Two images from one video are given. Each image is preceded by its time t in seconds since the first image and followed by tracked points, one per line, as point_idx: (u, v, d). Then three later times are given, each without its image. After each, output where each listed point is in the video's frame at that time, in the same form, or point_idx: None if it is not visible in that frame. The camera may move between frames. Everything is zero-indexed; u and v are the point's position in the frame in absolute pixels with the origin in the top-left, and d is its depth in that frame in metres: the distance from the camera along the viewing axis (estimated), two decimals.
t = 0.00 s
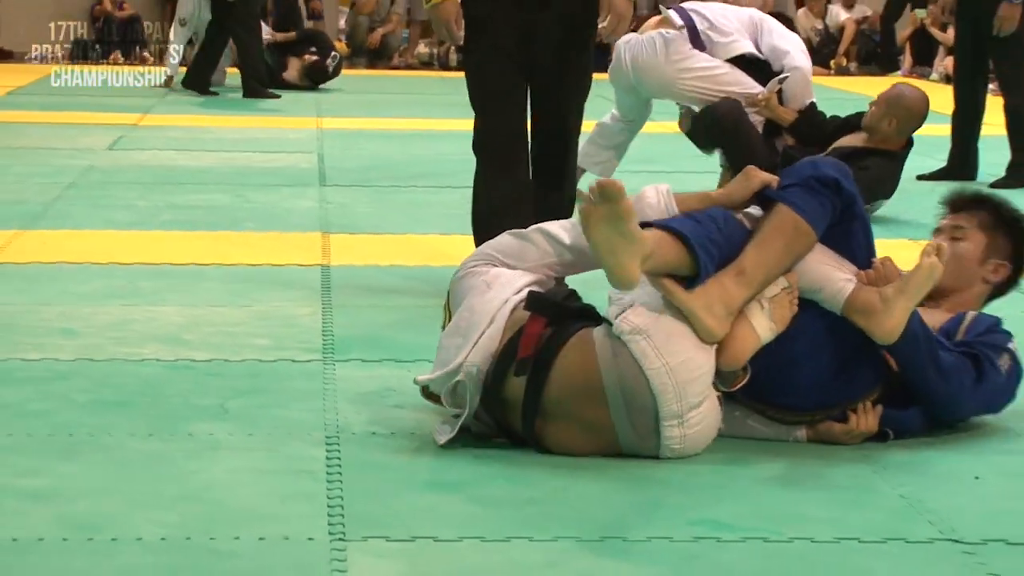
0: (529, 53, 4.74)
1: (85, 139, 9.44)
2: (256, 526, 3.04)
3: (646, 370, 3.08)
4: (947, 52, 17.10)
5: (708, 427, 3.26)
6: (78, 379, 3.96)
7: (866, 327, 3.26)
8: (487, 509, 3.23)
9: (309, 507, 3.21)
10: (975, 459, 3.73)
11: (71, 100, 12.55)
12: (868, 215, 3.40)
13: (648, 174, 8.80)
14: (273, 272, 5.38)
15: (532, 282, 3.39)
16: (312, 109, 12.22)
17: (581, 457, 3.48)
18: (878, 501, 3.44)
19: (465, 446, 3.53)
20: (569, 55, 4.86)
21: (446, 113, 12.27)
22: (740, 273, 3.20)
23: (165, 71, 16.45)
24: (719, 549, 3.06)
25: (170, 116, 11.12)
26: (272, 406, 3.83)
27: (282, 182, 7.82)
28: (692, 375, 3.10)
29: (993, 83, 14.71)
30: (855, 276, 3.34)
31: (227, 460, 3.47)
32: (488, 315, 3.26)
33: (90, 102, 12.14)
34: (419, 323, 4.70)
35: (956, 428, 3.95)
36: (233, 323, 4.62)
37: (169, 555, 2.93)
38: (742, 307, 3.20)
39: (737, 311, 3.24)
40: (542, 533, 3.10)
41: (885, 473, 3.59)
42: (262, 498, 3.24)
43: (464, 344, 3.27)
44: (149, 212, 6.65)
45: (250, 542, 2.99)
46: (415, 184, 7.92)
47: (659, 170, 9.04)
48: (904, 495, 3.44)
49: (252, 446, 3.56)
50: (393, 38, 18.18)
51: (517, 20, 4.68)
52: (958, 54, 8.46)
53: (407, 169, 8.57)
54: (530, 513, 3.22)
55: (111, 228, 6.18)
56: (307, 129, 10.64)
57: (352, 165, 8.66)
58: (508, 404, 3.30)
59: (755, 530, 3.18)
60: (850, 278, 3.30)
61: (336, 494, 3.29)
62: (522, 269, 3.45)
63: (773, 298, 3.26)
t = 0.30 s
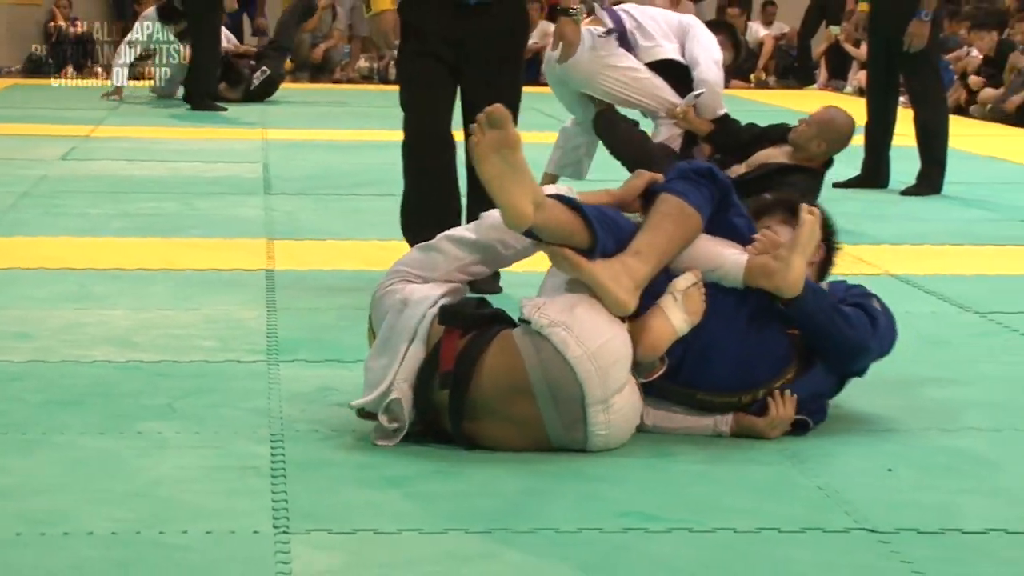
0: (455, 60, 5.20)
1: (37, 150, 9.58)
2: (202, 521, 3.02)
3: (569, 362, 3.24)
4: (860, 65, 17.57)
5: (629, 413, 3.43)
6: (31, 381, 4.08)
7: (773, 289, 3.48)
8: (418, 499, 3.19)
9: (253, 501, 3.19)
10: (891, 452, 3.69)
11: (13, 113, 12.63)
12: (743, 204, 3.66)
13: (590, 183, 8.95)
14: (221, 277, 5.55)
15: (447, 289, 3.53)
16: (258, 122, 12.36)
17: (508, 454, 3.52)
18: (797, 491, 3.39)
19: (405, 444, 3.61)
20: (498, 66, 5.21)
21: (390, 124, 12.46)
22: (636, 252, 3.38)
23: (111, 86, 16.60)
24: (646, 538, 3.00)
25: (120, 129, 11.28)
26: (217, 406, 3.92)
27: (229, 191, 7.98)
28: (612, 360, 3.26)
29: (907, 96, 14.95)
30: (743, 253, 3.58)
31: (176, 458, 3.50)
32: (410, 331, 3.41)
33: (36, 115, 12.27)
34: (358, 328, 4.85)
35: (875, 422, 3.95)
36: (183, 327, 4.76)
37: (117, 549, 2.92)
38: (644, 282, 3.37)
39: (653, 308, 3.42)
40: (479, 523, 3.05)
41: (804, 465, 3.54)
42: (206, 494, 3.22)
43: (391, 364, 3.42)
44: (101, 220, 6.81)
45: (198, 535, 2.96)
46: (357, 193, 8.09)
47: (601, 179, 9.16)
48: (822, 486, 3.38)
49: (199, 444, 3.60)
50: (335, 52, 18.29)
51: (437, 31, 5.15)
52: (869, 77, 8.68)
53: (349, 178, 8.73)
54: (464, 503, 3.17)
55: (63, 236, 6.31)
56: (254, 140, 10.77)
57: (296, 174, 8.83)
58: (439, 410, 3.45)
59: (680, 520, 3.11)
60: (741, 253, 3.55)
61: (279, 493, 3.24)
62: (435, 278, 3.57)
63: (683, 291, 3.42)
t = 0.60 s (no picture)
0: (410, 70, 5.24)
1: (5, 155, 9.57)
2: (169, 524, 3.03)
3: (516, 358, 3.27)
4: (821, 70, 17.70)
5: (582, 410, 3.44)
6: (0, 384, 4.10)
7: (719, 267, 3.65)
8: (385, 503, 3.20)
9: (219, 503, 3.20)
10: (852, 451, 3.72)
11: None
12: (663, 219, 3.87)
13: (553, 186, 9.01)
14: (187, 280, 5.57)
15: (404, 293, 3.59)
16: (223, 126, 12.35)
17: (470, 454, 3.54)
18: (762, 493, 3.41)
19: (368, 445, 3.62)
20: (453, 62, 5.24)
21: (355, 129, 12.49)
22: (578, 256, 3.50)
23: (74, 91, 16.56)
24: (610, 540, 3.02)
25: (87, 133, 11.28)
26: (184, 409, 3.95)
27: (196, 195, 8.00)
28: (558, 355, 3.30)
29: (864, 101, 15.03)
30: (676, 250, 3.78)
31: (142, 460, 3.51)
32: (367, 337, 3.45)
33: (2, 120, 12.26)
34: (324, 332, 4.88)
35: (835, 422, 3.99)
36: (149, 331, 4.78)
37: (84, 552, 2.92)
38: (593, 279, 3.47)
39: (629, 345, 3.46)
40: (446, 526, 3.07)
41: (767, 465, 3.58)
42: (175, 497, 3.23)
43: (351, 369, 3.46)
44: (67, 224, 6.82)
45: (168, 538, 2.97)
46: (322, 197, 8.12)
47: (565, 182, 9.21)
48: (785, 487, 3.41)
49: (165, 446, 3.61)
50: (300, 59, 18.32)
51: (394, 43, 5.19)
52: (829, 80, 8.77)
53: (315, 183, 8.76)
54: (430, 505, 3.19)
55: (29, 240, 6.32)
56: (220, 145, 10.77)
57: (262, 179, 8.85)
58: (397, 410, 3.46)
59: (646, 521, 3.13)
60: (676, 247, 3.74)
61: (246, 495, 3.25)
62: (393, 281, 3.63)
63: (660, 332, 3.47)
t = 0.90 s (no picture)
0: (389, 73, 5.30)
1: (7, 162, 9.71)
2: (171, 522, 3.07)
3: (523, 340, 3.36)
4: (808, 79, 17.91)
5: (585, 408, 3.50)
6: (4, 387, 4.18)
7: (736, 284, 3.59)
8: (382, 501, 3.26)
9: (220, 502, 3.24)
10: (840, 451, 3.78)
11: None
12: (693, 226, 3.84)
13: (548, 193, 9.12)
14: (188, 285, 5.67)
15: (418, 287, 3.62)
16: (220, 135, 12.48)
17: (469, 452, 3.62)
18: (751, 490, 3.46)
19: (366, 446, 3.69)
20: (431, 62, 5.25)
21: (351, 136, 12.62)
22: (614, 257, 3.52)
23: (74, 100, 16.72)
24: (601, 538, 3.05)
25: (88, 141, 11.41)
26: (186, 412, 4.03)
27: (194, 202, 8.11)
28: (563, 341, 3.39)
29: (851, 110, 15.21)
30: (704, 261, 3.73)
31: (143, 460, 3.57)
32: (387, 335, 3.46)
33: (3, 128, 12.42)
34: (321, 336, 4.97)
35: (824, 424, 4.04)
36: (150, 334, 4.87)
37: (87, 549, 2.97)
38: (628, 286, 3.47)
39: (656, 377, 3.55)
40: (443, 524, 3.11)
41: (754, 464, 3.63)
42: (174, 496, 3.27)
43: (371, 365, 3.46)
44: (69, 230, 6.92)
45: (169, 536, 3.01)
46: (320, 203, 8.22)
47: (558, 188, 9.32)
48: (772, 485, 3.45)
49: (167, 447, 3.68)
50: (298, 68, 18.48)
51: (371, 46, 5.26)
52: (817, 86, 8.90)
53: (312, 189, 8.87)
54: (425, 505, 3.23)
55: (31, 246, 6.42)
56: (218, 152, 10.89)
57: (260, 185, 8.96)
58: (405, 402, 3.52)
59: (638, 519, 3.17)
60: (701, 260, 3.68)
61: (246, 494, 3.30)
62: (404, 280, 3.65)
63: (689, 372, 3.52)
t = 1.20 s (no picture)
0: (388, 82, 5.41)
1: (11, 170, 9.77)
2: (173, 527, 3.10)
3: (530, 344, 3.43)
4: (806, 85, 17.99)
5: (586, 414, 3.55)
6: (7, 393, 4.22)
7: (749, 291, 3.57)
8: (382, 507, 3.28)
9: (222, 507, 3.27)
10: (838, 456, 3.80)
11: None
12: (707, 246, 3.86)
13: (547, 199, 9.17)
14: (191, 291, 5.71)
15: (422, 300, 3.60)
16: (224, 141, 12.55)
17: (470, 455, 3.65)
18: (749, 495, 3.48)
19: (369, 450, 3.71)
20: (432, 68, 5.36)
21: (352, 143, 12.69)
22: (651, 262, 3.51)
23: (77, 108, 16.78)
24: (602, 543, 3.08)
25: (91, 148, 11.48)
26: (187, 418, 4.06)
27: (196, 208, 8.16)
28: (569, 345, 3.44)
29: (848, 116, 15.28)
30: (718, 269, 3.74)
31: (147, 465, 3.60)
32: (396, 335, 3.46)
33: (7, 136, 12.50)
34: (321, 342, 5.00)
35: (819, 427, 4.07)
36: (152, 341, 4.91)
37: (90, 554, 2.99)
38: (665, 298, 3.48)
39: (647, 380, 3.51)
40: (441, 529, 3.14)
41: (752, 468, 3.66)
42: (177, 502, 3.30)
43: (377, 363, 3.46)
44: (72, 237, 6.97)
45: (171, 541, 3.03)
46: (321, 210, 8.27)
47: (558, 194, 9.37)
48: (771, 490, 3.47)
49: (170, 452, 3.71)
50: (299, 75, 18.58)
51: (370, 56, 5.35)
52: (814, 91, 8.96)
53: (313, 195, 8.92)
54: (426, 511, 3.26)
55: (34, 252, 6.46)
56: (221, 159, 10.94)
57: (262, 192, 9.01)
58: (407, 407, 3.55)
59: (635, 524, 3.19)
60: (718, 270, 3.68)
61: (248, 500, 3.33)
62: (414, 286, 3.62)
63: (678, 369, 3.47)
